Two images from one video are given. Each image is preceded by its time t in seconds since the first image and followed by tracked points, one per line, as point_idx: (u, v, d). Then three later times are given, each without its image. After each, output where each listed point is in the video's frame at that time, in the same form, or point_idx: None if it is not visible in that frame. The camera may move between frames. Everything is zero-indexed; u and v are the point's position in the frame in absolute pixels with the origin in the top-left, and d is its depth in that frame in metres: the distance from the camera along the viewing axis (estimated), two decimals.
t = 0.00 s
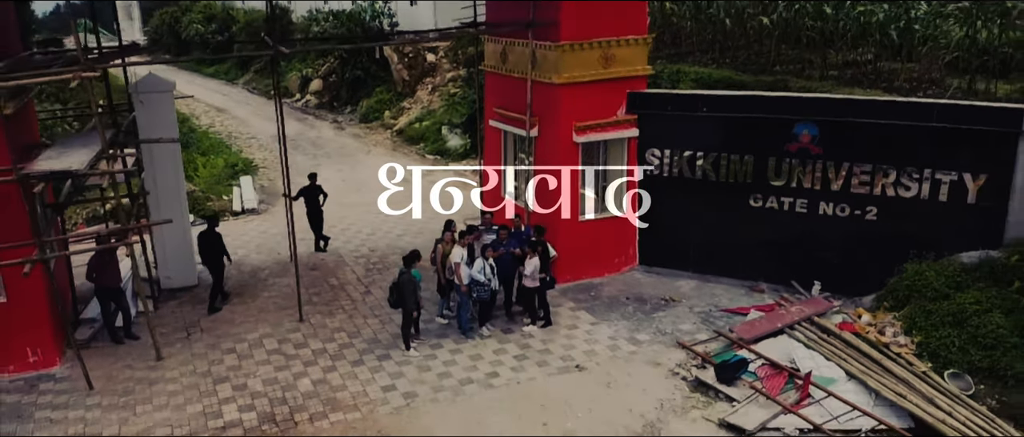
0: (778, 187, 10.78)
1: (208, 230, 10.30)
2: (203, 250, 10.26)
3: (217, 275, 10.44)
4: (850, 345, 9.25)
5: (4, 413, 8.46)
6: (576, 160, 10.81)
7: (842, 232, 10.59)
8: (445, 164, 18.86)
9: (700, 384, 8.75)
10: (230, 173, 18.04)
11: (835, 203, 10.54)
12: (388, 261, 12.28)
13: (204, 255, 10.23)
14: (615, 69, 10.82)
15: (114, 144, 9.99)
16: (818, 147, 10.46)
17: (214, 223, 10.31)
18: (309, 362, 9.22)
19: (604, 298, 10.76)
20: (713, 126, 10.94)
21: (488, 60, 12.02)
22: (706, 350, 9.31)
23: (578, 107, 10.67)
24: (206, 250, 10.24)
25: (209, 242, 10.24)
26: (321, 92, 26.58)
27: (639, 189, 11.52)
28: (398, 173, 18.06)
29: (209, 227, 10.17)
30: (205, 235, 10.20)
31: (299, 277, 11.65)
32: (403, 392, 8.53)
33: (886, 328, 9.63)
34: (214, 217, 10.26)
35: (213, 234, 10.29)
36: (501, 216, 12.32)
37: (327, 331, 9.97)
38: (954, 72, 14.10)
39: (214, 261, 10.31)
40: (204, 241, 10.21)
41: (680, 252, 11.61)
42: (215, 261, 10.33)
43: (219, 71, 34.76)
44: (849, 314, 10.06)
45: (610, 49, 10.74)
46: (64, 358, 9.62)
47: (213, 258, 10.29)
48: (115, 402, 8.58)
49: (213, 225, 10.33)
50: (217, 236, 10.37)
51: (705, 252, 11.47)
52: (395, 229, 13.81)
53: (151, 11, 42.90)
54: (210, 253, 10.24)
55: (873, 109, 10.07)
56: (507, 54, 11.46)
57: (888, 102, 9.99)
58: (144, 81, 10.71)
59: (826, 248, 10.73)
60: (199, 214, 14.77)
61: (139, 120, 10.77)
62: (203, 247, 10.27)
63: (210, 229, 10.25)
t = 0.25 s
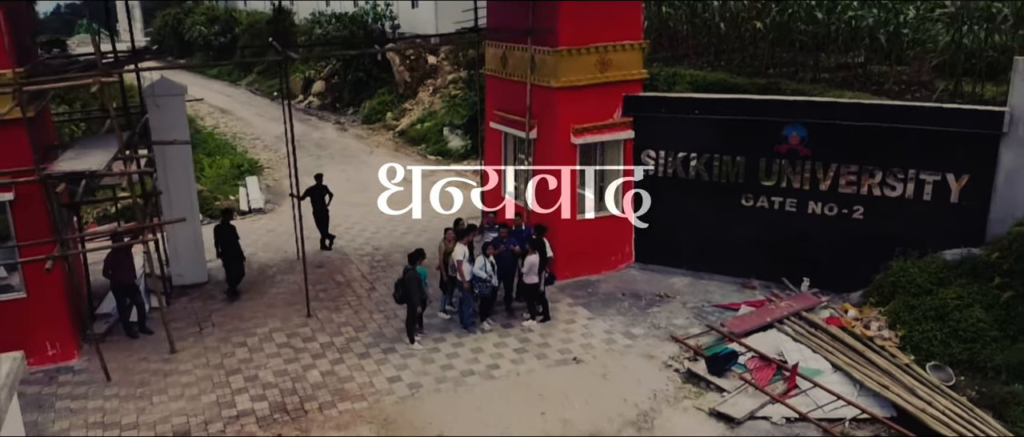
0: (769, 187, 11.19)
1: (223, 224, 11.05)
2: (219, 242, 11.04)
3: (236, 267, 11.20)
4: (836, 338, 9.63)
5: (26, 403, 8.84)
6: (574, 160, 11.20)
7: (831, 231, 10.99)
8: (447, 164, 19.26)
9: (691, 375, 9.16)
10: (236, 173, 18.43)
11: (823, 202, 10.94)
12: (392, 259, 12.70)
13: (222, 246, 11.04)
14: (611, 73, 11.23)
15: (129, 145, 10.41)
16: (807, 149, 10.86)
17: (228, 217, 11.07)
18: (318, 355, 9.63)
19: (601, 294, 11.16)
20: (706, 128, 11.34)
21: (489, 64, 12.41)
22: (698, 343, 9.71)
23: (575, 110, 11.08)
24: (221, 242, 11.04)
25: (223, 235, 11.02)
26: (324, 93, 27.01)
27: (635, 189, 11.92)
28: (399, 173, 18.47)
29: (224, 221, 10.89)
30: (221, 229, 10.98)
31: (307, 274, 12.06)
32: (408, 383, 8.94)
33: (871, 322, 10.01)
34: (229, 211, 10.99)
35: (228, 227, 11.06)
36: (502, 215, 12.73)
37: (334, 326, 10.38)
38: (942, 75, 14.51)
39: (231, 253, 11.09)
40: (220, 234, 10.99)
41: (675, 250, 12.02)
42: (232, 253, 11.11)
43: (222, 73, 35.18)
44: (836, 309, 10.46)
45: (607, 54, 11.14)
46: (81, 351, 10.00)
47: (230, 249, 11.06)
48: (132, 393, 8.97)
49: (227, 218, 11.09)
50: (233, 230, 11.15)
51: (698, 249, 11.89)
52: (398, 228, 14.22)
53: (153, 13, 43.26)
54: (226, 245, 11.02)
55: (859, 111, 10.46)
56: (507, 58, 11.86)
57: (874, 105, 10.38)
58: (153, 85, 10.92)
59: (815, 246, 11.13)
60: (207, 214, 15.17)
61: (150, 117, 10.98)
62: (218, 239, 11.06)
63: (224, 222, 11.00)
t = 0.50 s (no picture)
0: (760, 187, 11.60)
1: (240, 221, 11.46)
2: (235, 238, 11.47)
3: (250, 263, 11.65)
4: (823, 332, 10.02)
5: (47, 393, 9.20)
6: (573, 160, 11.60)
7: (820, 229, 11.39)
8: (448, 164, 19.66)
9: (684, 367, 9.56)
10: (241, 173, 18.80)
11: (812, 202, 11.35)
12: (395, 256, 13.10)
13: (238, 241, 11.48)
14: (608, 76, 11.63)
15: (144, 146, 10.78)
16: (797, 150, 11.26)
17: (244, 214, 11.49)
18: (325, 348, 10.02)
19: (598, 291, 11.57)
20: (699, 129, 11.74)
21: (489, 68, 12.81)
22: (691, 337, 10.12)
23: (574, 112, 11.48)
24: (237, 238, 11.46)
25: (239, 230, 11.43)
26: (327, 94, 27.41)
27: (631, 188, 12.33)
28: (401, 173, 18.88)
29: (240, 218, 11.33)
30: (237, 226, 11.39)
31: (313, 271, 12.47)
32: (413, 374, 9.34)
33: (858, 317, 10.43)
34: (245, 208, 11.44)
35: (244, 224, 11.47)
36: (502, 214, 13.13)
37: (341, 320, 10.79)
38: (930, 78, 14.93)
39: (246, 249, 11.54)
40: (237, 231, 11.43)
41: (670, 248, 12.44)
42: (247, 248, 11.58)
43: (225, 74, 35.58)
44: (824, 304, 10.86)
45: (604, 58, 11.54)
46: (97, 345, 10.35)
47: (244, 245, 11.51)
48: (148, 384, 9.35)
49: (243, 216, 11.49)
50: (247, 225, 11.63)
51: (692, 247, 12.30)
52: (401, 226, 14.63)
53: (155, 15, 43.63)
54: (242, 241, 11.45)
55: (847, 114, 10.86)
56: (507, 62, 12.27)
57: (861, 108, 10.77)
58: (166, 89, 11.23)
59: (805, 244, 11.54)
60: (215, 213, 15.55)
61: (161, 121, 11.36)
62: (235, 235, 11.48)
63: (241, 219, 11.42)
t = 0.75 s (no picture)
0: (752, 187, 12.01)
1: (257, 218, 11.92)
2: (251, 235, 11.89)
3: (265, 258, 12.08)
4: (812, 327, 10.43)
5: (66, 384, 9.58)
6: (571, 161, 12.02)
7: (810, 227, 11.81)
8: (450, 165, 20.07)
9: (677, 360, 9.97)
10: (247, 173, 19.19)
11: (802, 201, 11.76)
12: (399, 255, 13.51)
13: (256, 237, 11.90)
14: (605, 80, 12.05)
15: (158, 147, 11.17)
16: (787, 151, 11.66)
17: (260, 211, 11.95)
18: (333, 341, 10.44)
19: (595, 288, 11.98)
20: (693, 131, 12.15)
21: (489, 71, 13.21)
22: (684, 331, 10.53)
23: (572, 115, 11.90)
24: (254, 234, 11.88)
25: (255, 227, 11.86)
26: (329, 95, 27.82)
27: (627, 189, 12.75)
28: (404, 174, 19.30)
29: (256, 215, 11.76)
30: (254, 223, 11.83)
31: (320, 268, 12.88)
32: (417, 367, 9.75)
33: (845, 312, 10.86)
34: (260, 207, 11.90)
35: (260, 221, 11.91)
36: (501, 213, 13.53)
37: (347, 316, 11.20)
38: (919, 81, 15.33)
39: (262, 245, 11.95)
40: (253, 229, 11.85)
41: (665, 246, 12.88)
42: (263, 245, 11.99)
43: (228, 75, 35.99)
44: (813, 300, 11.27)
45: (601, 63, 11.95)
46: (113, 339, 10.73)
47: (261, 242, 11.94)
48: (163, 376, 9.75)
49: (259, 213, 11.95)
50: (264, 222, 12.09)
51: (687, 245, 12.73)
52: (404, 225, 15.04)
53: (157, 16, 43.99)
54: (258, 237, 11.89)
55: (835, 116, 11.26)
56: (507, 66, 12.67)
57: (849, 111, 11.17)
58: (178, 91, 11.63)
59: (795, 242, 11.96)
60: (222, 212, 15.95)
61: (172, 123, 11.75)
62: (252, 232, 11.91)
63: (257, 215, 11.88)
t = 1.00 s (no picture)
0: (745, 186, 12.42)
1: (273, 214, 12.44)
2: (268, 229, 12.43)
3: (280, 252, 12.60)
4: (801, 321, 10.82)
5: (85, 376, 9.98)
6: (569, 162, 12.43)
7: (800, 226, 12.21)
8: (451, 165, 20.47)
9: (671, 353, 10.37)
10: (252, 173, 19.58)
11: (793, 201, 12.17)
12: (403, 252, 13.92)
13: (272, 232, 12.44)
14: (603, 83, 12.46)
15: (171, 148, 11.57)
16: (778, 152, 12.06)
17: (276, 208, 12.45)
18: (340, 335, 10.84)
19: (593, 284, 12.39)
20: (688, 133, 12.55)
21: (490, 74, 13.61)
22: (678, 325, 10.93)
23: (570, 117, 12.30)
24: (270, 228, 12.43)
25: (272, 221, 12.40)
26: (332, 97, 28.23)
27: (624, 188, 13.17)
28: (406, 174, 19.71)
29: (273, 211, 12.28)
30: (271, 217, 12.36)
31: (326, 266, 13.30)
32: (421, 359, 10.16)
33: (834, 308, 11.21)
34: (276, 201, 12.40)
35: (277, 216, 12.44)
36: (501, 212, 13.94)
37: (353, 311, 11.61)
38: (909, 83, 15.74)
39: (277, 239, 12.48)
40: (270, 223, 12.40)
41: (661, 244, 13.29)
42: (278, 238, 12.51)
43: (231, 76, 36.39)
44: (803, 296, 11.68)
45: (599, 67, 12.36)
46: (128, 333, 11.13)
47: (277, 236, 12.46)
48: (177, 368, 10.15)
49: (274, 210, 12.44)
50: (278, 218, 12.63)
51: (681, 243, 13.14)
52: (407, 224, 15.45)
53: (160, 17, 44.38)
54: (274, 231, 12.42)
55: (824, 118, 11.66)
56: (508, 69, 13.06)
57: (838, 113, 11.57)
58: (190, 94, 12.00)
59: (786, 240, 12.37)
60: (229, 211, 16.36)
61: (183, 125, 12.13)
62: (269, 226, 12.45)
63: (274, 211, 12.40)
